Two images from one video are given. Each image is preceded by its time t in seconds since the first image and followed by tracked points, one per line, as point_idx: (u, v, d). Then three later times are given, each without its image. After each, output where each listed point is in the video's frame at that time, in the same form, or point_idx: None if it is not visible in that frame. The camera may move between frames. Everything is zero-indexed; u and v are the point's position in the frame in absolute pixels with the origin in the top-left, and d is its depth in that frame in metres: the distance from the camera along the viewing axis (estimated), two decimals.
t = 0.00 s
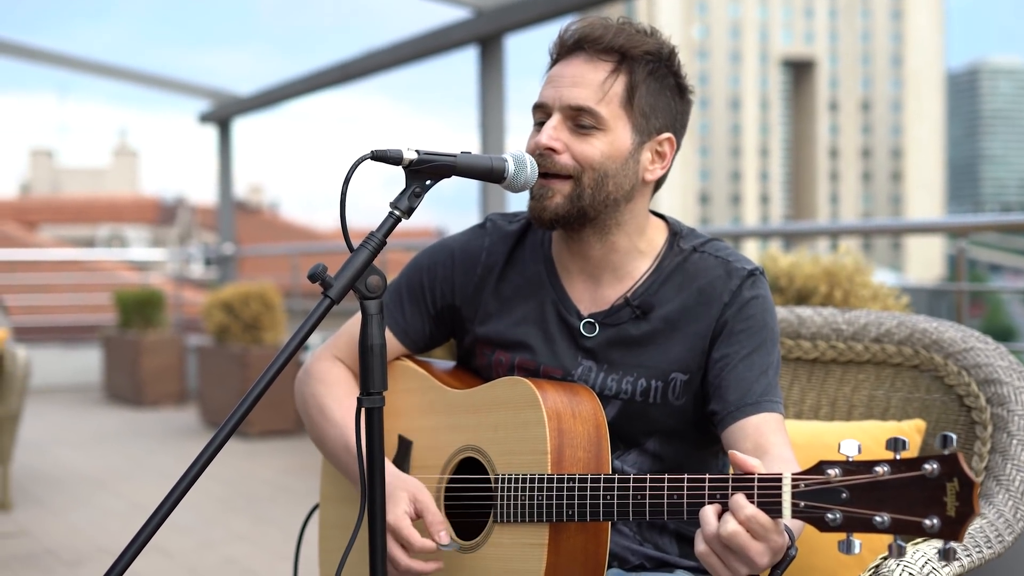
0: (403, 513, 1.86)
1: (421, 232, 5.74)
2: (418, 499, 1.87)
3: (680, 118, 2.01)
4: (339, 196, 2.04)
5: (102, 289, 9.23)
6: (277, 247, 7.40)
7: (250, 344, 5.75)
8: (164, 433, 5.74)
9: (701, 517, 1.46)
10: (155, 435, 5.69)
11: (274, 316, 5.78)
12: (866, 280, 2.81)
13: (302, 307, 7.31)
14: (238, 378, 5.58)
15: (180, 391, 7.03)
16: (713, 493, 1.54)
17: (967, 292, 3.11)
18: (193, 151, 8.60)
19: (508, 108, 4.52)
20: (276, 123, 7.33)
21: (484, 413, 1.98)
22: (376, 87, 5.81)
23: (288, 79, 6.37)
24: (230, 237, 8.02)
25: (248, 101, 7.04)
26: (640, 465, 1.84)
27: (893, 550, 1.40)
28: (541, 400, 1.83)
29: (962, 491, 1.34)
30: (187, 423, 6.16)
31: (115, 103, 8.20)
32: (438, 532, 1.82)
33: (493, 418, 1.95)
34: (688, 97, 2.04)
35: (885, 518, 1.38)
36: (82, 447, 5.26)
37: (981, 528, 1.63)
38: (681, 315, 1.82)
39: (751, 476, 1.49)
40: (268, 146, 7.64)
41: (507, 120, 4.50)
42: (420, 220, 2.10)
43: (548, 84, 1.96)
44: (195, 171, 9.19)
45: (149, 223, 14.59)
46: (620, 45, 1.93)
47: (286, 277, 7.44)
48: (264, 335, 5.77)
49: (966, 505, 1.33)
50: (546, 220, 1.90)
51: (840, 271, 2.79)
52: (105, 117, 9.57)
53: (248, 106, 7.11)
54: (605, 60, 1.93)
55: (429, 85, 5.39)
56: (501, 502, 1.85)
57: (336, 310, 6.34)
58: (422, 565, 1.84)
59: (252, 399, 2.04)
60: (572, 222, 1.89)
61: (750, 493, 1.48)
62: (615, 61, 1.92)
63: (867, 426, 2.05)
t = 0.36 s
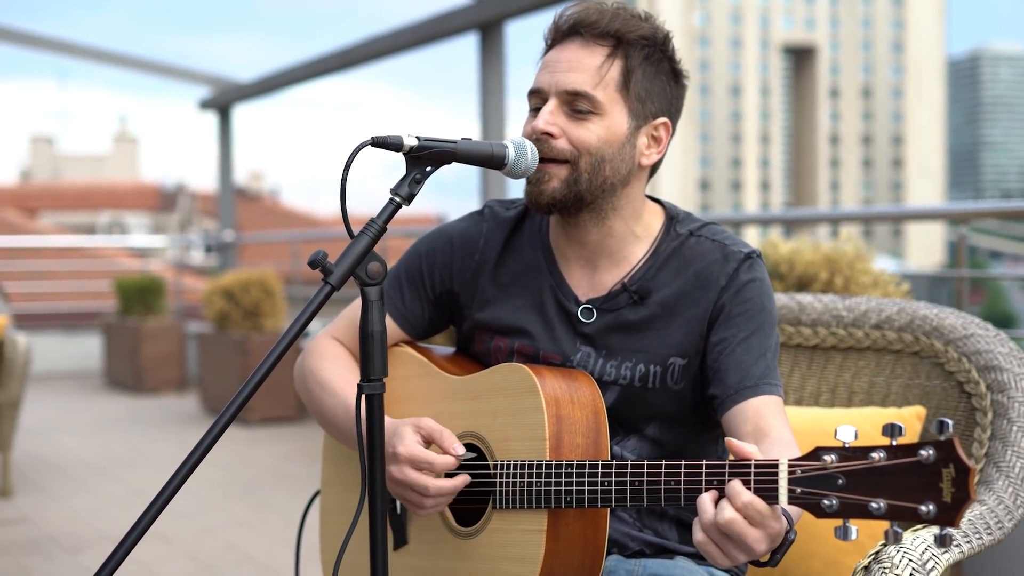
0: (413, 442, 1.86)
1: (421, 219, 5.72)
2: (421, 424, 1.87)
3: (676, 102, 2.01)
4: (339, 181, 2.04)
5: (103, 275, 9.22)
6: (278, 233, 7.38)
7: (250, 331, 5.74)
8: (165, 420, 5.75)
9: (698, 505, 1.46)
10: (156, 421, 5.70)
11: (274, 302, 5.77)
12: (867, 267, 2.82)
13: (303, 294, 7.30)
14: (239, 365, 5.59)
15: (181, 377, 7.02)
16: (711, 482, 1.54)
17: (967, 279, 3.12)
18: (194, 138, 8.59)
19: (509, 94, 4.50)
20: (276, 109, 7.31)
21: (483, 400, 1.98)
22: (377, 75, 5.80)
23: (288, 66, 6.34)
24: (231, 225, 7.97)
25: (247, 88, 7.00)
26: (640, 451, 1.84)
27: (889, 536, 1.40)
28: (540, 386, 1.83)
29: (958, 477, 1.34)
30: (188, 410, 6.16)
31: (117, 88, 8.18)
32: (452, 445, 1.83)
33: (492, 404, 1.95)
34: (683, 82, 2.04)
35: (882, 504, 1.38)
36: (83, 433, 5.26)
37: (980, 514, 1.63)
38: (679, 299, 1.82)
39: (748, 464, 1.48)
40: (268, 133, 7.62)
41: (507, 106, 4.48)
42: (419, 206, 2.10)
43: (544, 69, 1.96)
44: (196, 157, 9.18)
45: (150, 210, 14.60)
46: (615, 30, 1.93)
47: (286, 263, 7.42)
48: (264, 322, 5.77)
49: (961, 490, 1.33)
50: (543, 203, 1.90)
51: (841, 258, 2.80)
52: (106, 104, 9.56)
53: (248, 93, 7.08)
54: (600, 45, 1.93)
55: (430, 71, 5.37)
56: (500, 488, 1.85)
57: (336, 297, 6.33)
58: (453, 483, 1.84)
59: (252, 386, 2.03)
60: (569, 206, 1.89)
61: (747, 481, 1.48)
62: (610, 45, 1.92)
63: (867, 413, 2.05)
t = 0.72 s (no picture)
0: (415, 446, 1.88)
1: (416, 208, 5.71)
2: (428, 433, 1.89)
3: (671, 93, 2.00)
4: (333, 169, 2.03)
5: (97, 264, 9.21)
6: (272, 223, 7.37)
7: (245, 319, 5.74)
8: (160, 409, 5.74)
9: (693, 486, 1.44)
10: (150, 410, 5.70)
11: (269, 291, 5.77)
12: (863, 256, 2.85)
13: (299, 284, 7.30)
14: (233, 354, 5.58)
15: (175, 366, 7.02)
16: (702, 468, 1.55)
17: (960, 267, 3.13)
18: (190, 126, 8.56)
19: (504, 81, 4.47)
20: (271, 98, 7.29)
21: (477, 388, 1.98)
22: (372, 64, 5.78)
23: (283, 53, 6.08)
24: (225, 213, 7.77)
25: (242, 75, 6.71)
26: (633, 439, 1.84)
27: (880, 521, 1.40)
28: (534, 373, 1.83)
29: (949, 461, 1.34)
30: (183, 399, 6.16)
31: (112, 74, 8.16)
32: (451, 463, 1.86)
33: (486, 392, 1.95)
34: (679, 73, 2.03)
35: (872, 489, 1.39)
36: (78, 422, 5.26)
37: (973, 503, 1.63)
38: (673, 288, 1.81)
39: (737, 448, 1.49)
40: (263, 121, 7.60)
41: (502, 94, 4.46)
42: (413, 195, 2.10)
43: (537, 58, 1.96)
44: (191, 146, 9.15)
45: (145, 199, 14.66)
46: (608, 18, 1.92)
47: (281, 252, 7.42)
48: (258, 311, 5.77)
49: (952, 475, 1.33)
50: (532, 192, 1.90)
51: (836, 247, 2.81)
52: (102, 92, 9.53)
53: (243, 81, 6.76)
54: (593, 33, 1.92)
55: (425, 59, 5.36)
56: (493, 476, 1.84)
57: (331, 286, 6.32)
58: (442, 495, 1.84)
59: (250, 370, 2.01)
60: (558, 195, 1.89)
61: (738, 466, 1.47)
62: (602, 35, 1.92)
63: (862, 402, 2.05)
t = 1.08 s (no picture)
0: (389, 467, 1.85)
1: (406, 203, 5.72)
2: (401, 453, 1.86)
3: (656, 87, 2.00)
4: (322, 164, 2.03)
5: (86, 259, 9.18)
6: (262, 217, 7.37)
7: (234, 314, 5.74)
8: (149, 404, 5.73)
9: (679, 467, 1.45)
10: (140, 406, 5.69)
11: (258, 286, 5.76)
12: (851, 250, 2.83)
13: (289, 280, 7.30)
14: (222, 349, 5.58)
15: (164, 361, 7.01)
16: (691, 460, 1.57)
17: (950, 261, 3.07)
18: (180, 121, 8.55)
19: (493, 75, 4.47)
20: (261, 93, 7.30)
21: (465, 383, 1.98)
22: (361, 58, 5.80)
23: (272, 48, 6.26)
24: (215, 208, 7.82)
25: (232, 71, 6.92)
26: (621, 433, 1.84)
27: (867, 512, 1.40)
28: (520, 368, 1.83)
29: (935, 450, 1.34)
30: (172, 394, 6.15)
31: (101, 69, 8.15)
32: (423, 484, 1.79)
33: (474, 387, 1.95)
34: (665, 67, 2.03)
35: (859, 479, 1.39)
36: (66, 417, 5.25)
37: (962, 497, 1.63)
38: (660, 284, 1.81)
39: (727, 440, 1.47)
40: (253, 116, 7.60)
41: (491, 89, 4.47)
42: (403, 190, 2.09)
43: (523, 54, 1.95)
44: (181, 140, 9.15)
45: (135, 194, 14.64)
46: (593, 15, 1.92)
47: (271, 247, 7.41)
48: (248, 306, 5.76)
49: (938, 464, 1.33)
50: (520, 187, 1.89)
51: (825, 242, 2.83)
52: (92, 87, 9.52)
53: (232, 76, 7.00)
54: (580, 29, 1.92)
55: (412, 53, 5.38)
56: (481, 471, 1.84)
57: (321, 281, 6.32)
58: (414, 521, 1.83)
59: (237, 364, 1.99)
60: (547, 190, 1.89)
61: (724, 454, 1.47)
62: (589, 30, 1.92)
63: (850, 397, 2.06)
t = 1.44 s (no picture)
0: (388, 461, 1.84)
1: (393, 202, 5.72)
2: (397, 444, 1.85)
3: (640, 84, 2.01)
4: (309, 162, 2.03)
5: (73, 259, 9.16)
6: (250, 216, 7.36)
7: (221, 314, 5.73)
8: (137, 404, 5.72)
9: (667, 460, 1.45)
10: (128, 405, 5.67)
11: (245, 285, 5.75)
12: (838, 249, 2.85)
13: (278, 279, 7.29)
14: (210, 348, 5.57)
15: (152, 361, 7.00)
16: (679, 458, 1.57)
17: (937, 261, 3.09)
18: (167, 121, 8.53)
19: (479, 75, 4.47)
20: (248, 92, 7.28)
21: (451, 382, 1.97)
22: (348, 58, 5.79)
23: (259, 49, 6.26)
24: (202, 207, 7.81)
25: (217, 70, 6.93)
26: (608, 432, 1.84)
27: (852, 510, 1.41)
28: (507, 368, 1.82)
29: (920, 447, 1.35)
30: (159, 394, 6.13)
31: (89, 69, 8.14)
32: (424, 470, 1.81)
33: (460, 386, 1.95)
34: (648, 64, 2.03)
35: (845, 476, 1.39)
36: (53, 417, 5.23)
37: (949, 496, 1.63)
38: (645, 283, 1.81)
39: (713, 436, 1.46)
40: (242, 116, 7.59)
41: (477, 88, 4.47)
42: (390, 188, 2.09)
43: (508, 51, 1.95)
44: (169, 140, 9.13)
45: (121, 193, 14.61)
46: (577, 12, 1.93)
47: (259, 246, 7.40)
48: (235, 305, 5.76)
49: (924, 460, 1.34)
50: (508, 184, 1.89)
51: (812, 241, 2.85)
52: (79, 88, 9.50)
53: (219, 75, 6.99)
54: (564, 25, 1.92)
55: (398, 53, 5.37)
56: (468, 471, 1.84)
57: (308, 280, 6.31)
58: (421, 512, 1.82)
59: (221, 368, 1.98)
60: (534, 186, 1.89)
61: (711, 453, 1.46)
62: (574, 27, 1.92)
63: (836, 397, 2.06)
